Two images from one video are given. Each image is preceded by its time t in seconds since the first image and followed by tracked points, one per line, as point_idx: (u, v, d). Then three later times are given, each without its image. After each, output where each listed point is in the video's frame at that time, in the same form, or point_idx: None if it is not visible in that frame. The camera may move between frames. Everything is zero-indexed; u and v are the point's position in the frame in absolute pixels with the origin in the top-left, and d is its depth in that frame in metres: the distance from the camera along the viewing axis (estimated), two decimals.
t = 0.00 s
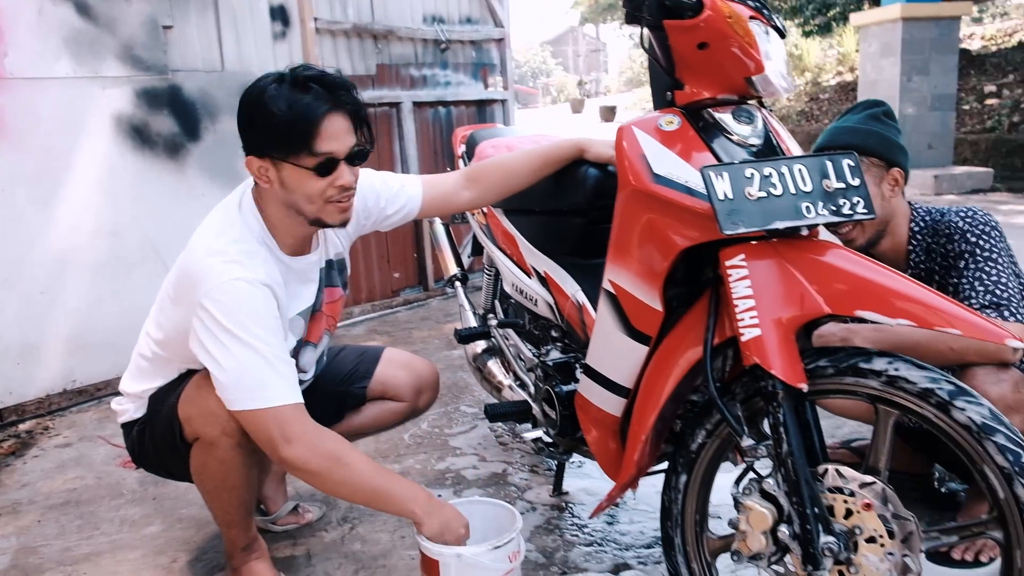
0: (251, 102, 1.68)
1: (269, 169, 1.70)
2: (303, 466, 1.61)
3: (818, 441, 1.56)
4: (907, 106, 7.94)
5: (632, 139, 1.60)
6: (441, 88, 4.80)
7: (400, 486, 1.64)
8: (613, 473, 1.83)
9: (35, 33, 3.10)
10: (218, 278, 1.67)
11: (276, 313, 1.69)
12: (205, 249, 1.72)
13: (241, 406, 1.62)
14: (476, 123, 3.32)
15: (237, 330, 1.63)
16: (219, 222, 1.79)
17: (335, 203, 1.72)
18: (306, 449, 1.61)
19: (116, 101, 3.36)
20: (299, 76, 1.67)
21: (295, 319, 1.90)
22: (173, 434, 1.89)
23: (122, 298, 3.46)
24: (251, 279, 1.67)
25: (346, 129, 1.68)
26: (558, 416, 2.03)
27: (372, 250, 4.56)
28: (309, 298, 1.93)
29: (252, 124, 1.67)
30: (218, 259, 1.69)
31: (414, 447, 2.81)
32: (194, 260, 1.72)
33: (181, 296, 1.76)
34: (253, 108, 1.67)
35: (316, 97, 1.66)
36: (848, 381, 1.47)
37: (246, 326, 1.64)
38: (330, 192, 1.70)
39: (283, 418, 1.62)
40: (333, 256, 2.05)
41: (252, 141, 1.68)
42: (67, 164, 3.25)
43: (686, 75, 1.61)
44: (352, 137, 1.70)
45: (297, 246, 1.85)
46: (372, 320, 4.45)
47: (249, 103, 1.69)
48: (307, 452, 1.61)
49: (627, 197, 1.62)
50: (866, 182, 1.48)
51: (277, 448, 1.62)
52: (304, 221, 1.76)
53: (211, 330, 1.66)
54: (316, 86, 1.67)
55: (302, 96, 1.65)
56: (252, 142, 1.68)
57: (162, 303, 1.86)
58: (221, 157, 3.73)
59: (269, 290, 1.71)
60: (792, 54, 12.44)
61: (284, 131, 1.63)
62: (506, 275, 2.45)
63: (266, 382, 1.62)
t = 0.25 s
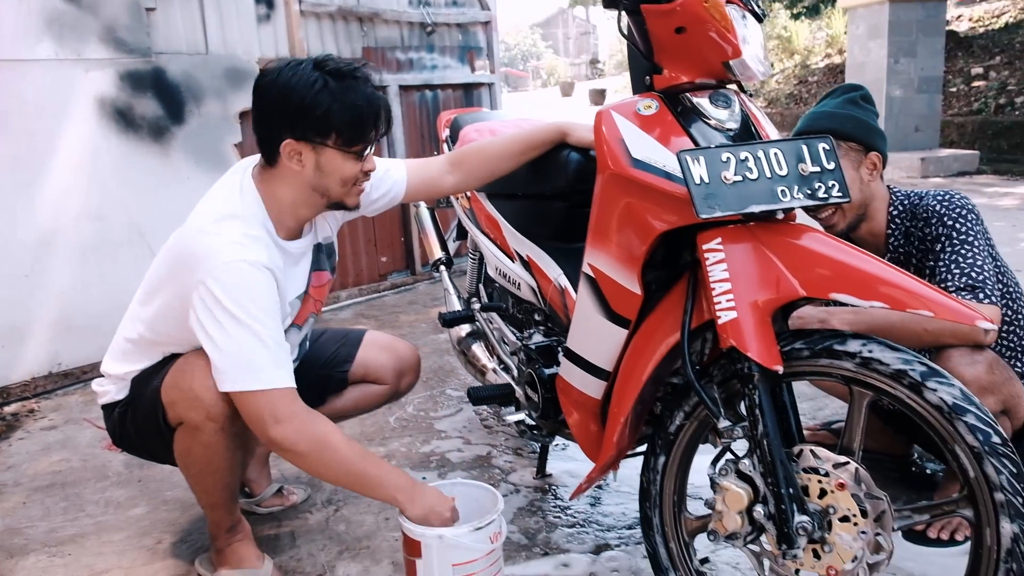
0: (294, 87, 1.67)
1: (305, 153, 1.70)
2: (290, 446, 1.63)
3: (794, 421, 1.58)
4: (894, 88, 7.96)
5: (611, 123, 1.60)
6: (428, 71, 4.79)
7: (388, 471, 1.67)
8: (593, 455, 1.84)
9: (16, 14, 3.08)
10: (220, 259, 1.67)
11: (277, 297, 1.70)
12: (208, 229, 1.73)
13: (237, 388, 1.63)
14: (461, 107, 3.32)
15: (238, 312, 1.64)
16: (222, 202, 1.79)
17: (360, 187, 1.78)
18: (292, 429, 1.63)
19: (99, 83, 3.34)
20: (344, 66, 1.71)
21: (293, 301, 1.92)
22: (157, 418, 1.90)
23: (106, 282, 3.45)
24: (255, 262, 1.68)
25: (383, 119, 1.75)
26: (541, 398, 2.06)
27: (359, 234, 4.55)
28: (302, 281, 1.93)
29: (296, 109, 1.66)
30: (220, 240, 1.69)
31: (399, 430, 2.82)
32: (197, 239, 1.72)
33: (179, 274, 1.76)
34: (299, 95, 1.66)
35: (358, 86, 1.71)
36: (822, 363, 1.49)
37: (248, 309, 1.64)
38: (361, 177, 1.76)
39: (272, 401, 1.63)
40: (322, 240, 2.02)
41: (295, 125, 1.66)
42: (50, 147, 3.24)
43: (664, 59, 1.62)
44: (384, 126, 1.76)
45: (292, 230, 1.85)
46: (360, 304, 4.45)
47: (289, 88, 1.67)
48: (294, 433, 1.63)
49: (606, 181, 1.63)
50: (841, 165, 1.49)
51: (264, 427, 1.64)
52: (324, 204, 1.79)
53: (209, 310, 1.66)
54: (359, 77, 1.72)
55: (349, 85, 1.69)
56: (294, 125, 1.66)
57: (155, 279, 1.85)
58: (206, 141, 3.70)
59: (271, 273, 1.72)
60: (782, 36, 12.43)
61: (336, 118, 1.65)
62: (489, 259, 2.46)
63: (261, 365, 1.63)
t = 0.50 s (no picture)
0: (318, 76, 1.72)
1: (320, 138, 1.75)
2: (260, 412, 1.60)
3: (776, 405, 1.59)
4: (883, 76, 7.98)
5: (592, 110, 1.61)
6: (416, 62, 4.77)
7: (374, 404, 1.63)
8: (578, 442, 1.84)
9: None
10: (218, 235, 1.66)
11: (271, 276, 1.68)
12: (212, 205, 1.73)
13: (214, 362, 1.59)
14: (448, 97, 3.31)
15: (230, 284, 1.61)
16: (226, 181, 1.79)
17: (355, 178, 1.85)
18: (253, 395, 1.59)
19: (83, 75, 3.32)
20: (365, 64, 1.79)
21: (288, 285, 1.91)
22: (137, 412, 1.90)
23: (93, 275, 3.44)
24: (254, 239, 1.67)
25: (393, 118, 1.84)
26: (526, 386, 2.06)
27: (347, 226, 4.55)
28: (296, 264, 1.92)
29: (321, 95, 1.70)
30: (220, 216, 1.69)
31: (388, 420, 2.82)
32: (200, 216, 1.73)
33: (177, 249, 1.75)
34: (326, 81, 1.71)
35: (378, 84, 1.79)
36: (803, 346, 1.50)
37: (240, 282, 1.62)
38: (361, 169, 1.83)
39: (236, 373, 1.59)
40: (315, 223, 2.05)
41: (316, 108, 1.71)
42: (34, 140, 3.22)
43: (644, 45, 1.62)
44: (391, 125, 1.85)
45: (290, 212, 1.86)
46: (348, 296, 4.45)
47: (315, 74, 1.72)
48: (255, 398, 1.59)
49: (587, 167, 1.63)
50: (820, 149, 1.50)
51: (229, 403, 1.61)
52: (321, 190, 1.84)
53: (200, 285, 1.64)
54: (377, 76, 1.80)
55: (370, 82, 1.77)
56: (315, 109, 1.71)
57: (153, 256, 1.85)
58: (192, 133, 3.68)
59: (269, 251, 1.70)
60: (771, 25, 12.43)
61: (357, 111, 1.72)
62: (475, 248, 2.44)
63: (240, 342, 1.60)
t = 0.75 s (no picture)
0: (312, 59, 1.71)
1: (313, 121, 1.75)
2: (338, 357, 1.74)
3: (762, 399, 1.60)
4: (883, 74, 7.97)
5: (584, 100, 1.60)
6: (415, 52, 4.75)
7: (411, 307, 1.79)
8: (564, 432, 1.85)
9: None
10: (220, 215, 1.68)
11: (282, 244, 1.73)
12: (206, 185, 1.73)
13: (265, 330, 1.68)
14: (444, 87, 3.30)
15: (251, 259, 1.67)
16: (215, 160, 1.80)
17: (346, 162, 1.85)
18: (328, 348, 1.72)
19: (79, 58, 3.31)
20: (361, 50, 1.78)
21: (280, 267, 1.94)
22: (122, 393, 1.90)
23: (87, 259, 3.44)
24: (257, 213, 1.70)
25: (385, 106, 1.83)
26: (515, 375, 2.05)
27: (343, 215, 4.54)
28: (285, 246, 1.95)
29: (314, 78, 1.70)
30: (221, 194, 1.70)
31: (378, 409, 2.83)
32: (193, 196, 1.73)
33: (175, 232, 1.77)
34: (319, 64, 1.71)
35: (373, 70, 1.79)
36: (789, 340, 1.50)
37: (260, 255, 1.67)
38: (352, 155, 1.83)
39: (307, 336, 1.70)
40: (306, 208, 2.08)
41: (308, 91, 1.71)
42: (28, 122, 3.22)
43: (637, 36, 1.61)
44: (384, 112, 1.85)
45: (283, 192, 1.88)
46: (343, 285, 4.44)
47: (309, 57, 1.72)
48: (331, 350, 1.73)
49: (577, 157, 1.63)
50: (809, 143, 1.50)
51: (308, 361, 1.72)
52: (313, 173, 1.84)
53: (222, 260, 1.68)
54: (371, 62, 1.80)
55: (364, 68, 1.77)
56: (308, 92, 1.71)
57: (145, 239, 1.86)
58: (188, 119, 3.67)
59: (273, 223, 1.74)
60: (774, 22, 12.41)
61: (349, 96, 1.72)
62: (468, 239, 2.46)
63: (288, 302, 1.69)
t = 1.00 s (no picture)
0: (310, 59, 1.72)
1: (313, 121, 1.76)
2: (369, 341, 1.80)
3: (757, 404, 1.59)
4: (883, 80, 7.97)
5: (579, 103, 1.60)
6: (414, 55, 4.76)
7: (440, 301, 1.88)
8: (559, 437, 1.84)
9: None
10: (234, 208, 1.72)
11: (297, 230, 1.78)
12: (214, 181, 1.77)
13: (296, 312, 1.72)
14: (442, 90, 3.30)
15: (272, 246, 1.71)
16: (220, 157, 1.83)
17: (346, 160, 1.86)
18: (358, 330, 1.78)
19: (78, 59, 3.31)
20: (358, 50, 1.79)
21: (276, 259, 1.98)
22: (121, 396, 1.89)
23: (84, 260, 3.43)
24: (270, 202, 1.74)
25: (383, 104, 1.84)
26: (510, 380, 2.05)
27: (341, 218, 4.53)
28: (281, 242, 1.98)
29: (312, 79, 1.71)
30: (234, 188, 1.74)
31: (374, 413, 2.82)
32: (203, 193, 1.76)
33: (184, 228, 1.80)
34: (317, 65, 1.71)
35: (371, 69, 1.80)
36: (783, 344, 1.49)
37: (281, 240, 1.72)
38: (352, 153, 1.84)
39: (331, 317, 1.75)
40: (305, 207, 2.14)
41: (307, 92, 1.71)
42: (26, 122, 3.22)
43: (632, 39, 1.61)
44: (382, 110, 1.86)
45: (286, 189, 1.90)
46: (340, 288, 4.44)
47: (307, 58, 1.72)
48: (361, 332, 1.78)
49: (572, 159, 1.62)
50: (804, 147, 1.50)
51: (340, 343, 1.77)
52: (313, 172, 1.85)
53: (243, 251, 1.73)
54: (370, 61, 1.81)
55: (363, 67, 1.77)
56: (306, 93, 1.71)
57: (150, 238, 1.89)
58: (187, 121, 3.67)
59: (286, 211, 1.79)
60: (774, 27, 12.43)
61: (347, 95, 1.73)
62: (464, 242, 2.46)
63: (317, 281, 1.74)
